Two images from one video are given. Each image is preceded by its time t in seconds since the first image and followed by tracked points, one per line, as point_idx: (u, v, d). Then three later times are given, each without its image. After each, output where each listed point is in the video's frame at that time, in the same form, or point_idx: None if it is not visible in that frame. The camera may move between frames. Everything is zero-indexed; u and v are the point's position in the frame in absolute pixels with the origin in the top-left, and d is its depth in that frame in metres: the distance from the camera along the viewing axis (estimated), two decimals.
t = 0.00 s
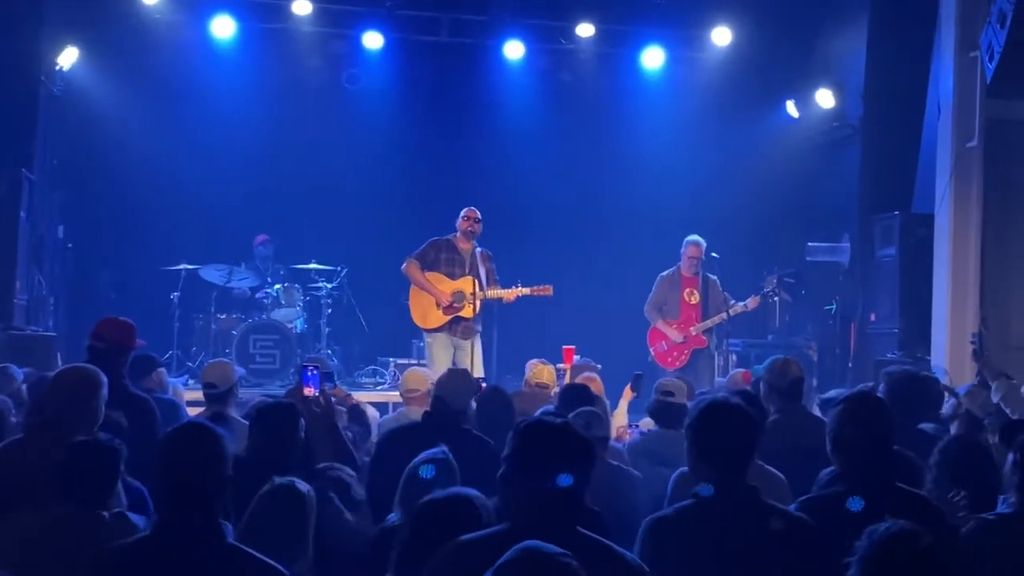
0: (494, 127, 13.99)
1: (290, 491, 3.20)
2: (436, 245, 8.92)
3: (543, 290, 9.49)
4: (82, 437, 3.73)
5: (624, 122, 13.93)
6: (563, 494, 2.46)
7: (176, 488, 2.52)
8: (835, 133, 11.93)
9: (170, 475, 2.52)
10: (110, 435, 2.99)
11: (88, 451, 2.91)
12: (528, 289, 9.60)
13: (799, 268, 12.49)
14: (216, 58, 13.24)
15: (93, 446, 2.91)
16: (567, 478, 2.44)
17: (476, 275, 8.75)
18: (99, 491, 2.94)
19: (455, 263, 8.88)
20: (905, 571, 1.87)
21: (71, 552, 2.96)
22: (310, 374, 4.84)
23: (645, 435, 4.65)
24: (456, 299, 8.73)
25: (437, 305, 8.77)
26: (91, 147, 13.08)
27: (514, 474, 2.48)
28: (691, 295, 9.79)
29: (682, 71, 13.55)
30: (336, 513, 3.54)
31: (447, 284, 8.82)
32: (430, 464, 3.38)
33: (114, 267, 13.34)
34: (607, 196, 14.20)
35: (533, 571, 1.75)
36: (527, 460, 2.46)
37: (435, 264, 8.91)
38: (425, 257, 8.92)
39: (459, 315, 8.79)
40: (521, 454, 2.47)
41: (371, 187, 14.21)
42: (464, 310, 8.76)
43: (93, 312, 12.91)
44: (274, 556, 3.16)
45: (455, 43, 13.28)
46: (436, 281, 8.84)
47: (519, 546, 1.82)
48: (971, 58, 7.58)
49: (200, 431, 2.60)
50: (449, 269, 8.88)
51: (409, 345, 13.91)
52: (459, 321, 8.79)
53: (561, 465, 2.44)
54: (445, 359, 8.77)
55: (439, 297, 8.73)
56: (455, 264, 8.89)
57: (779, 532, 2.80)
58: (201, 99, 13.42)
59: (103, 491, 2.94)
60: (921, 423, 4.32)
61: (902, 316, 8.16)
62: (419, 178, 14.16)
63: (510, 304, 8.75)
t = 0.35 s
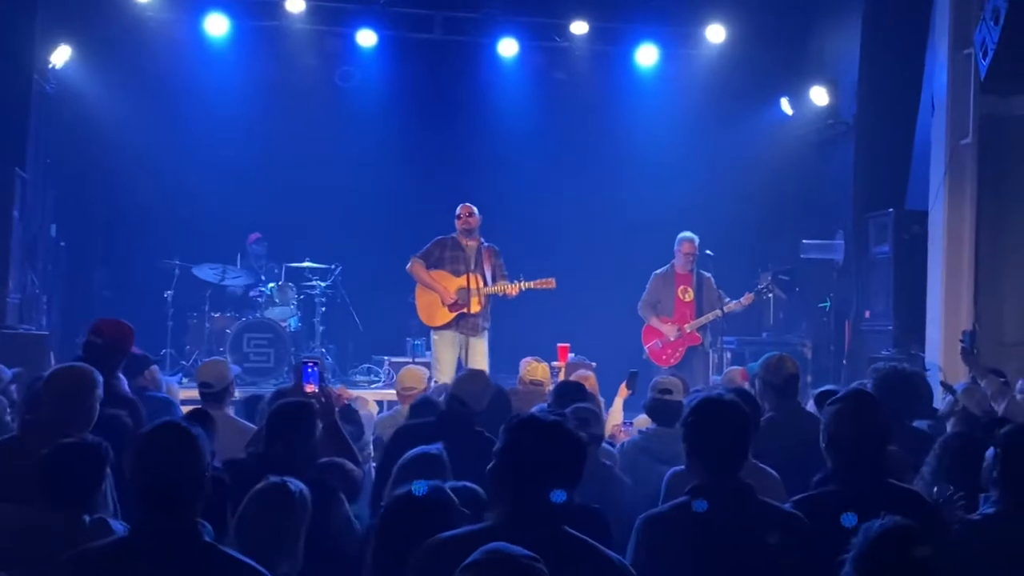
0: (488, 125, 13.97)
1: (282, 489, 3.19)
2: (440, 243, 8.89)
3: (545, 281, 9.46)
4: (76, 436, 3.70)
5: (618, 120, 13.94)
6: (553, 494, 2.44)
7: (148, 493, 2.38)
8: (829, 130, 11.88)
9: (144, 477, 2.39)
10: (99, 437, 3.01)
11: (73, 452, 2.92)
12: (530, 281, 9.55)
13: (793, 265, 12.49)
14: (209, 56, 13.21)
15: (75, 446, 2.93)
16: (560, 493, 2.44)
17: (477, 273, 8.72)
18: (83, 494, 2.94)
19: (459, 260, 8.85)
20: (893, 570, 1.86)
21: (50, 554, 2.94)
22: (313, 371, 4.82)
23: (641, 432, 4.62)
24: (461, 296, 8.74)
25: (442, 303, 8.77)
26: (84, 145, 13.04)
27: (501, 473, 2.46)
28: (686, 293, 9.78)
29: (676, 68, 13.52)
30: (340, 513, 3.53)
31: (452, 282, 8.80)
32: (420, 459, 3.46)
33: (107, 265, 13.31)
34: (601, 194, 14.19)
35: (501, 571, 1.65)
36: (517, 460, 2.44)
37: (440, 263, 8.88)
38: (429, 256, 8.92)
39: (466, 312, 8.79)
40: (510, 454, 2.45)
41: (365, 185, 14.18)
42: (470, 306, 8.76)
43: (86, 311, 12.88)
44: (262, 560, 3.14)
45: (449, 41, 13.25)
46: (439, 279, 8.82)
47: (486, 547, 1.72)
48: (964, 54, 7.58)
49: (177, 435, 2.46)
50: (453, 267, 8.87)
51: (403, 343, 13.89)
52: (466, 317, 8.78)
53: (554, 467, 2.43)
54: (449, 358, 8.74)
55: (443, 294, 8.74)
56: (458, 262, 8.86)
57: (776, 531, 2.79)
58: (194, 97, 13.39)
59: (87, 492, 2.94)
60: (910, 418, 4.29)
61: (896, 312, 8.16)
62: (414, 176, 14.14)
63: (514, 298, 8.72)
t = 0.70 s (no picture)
0: (484, 124, 13.97)
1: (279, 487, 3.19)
2: (444, 246, 8.90)
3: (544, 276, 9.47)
4: (68, 434, 3.73)
5: (613, 118, 13.94)
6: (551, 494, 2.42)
7: (137, 491, 2.39)
8: (826, 129, 11.93)
9: (134, 474, 2.39)
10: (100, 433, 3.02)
11: (76, 449, 2.94)
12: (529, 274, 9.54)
13: (789, 264, 12.52)
14: (205, 55, 13.21)
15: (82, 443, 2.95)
16: (537, 498, 2.41)
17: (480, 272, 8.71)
18: (85, 491, 2.95)
19: (462, 260, 8.83)
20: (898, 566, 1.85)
21: (49, 552, 2.92)
22: (315, 368, 4.77)
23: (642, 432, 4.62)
24: (465, 295, 8.75)
25: (448, 304, 8.80)
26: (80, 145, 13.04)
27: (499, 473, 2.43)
28: (682, 291, 9.79)
29: (672, 67, 13.55)
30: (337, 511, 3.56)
31: (455, 283, 8.83)
32: (410, 457, 3.47)
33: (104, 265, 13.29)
34: (597, 193, 14.20)
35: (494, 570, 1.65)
36: (515, 461, 2.42)
37: (444, 265, 8.91)
38: (434, 259, 8.94)
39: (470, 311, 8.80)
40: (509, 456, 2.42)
41: (360, 184, 14.18)
42: (475, 304, 8.75)
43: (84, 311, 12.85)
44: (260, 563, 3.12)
45: (445, 40, 13.26)
46: (445, 281, 8.86)
47: (474, 548, 1.71)
48: (961, 53, 7.61)
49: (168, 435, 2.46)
50: (457, 268, 8.87)
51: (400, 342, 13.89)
52: (473, 315, 8.77)
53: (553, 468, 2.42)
54: (457, 358, 8.77)
55: (446, 295, 8.76)
56: (461, 263, 8.86)
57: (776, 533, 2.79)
58: (190, 96, 13.38)
59: (91, 489, 2.96)
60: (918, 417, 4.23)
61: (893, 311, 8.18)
62: (409, 175, 14.13)
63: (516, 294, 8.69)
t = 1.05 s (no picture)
0: (484, 125, 13.97)
1: (280, 494, 3.19)
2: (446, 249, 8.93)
3: (539, 272, 9.48)
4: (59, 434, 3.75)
5: (613, 119, 13.94)
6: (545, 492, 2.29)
7: (142, 492, 2.38)
8: (825, 129, 11.94)
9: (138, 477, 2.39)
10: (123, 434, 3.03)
11: (88, 450, 2.94)
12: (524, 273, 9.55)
13: (788, 264, 12.54)
14: (204, 57, 13.20)
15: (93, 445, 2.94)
16: (515, 483, 2.31)
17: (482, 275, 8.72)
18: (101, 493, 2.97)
19: (465, 263, 8.86)
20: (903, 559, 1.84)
21: (62, 552, 2.94)
22: (315, 367, 4.74)
23: (647, 434, 4.66)
24: (465, 296, 8.75)
25: (450, 306, 8.82)
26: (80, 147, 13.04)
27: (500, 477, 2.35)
28: (682, 292, 9.79)
29: (671, 68, 13.55)
30: (335, 509, 3.59)
31: (456, 284, 8.85)
32: (409, 459, 3.48)
33: (104, 267, 13.29)
34: (596, 194, 14.21)
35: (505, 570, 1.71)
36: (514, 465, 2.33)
37: (447, 268, 8.93)
38: (437, 264, 8.97)
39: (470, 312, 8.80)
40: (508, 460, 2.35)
41: (360, 185, 14.18)
42: (475, 305, 8.74)
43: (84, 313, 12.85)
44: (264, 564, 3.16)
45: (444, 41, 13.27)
46: (445, 283, 8.88)
47: (489, 549, 1.77)
48: (959, 54, 7.61)
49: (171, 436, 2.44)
50: (460, 271, 8.88)
51: (400, 344, 13.90)
52: (474, 317, 8.78)
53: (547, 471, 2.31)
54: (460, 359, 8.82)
55: (449, 297, 8.78)
56: (463, 264, 8.86)
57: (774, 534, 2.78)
58: (190, 97, 13.37)
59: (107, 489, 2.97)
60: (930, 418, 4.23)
61: (892, 312, 8.19)
62: (409, 176, 14.13)
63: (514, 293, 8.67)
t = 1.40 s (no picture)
0: (487, 127, 13.96)
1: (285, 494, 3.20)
2: (449, 250, 8.91)
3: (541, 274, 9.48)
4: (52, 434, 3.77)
5: (616, 121, 13.93)
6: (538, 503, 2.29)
7: (162, 498, 2.35)
8: (829, 131, 11.93)
9: (158, 487, 2.35)
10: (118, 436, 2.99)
11: (84, 455, 2.90)
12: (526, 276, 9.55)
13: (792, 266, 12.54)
14: (207, 60, 13.21)
15: (88, 448, 2.90)
16: (512, 503, 2.31)
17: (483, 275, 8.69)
18: (102, 495, 2.94)
19: (465, 264, 8.84)
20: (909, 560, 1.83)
21: (68, 556, 2.94)
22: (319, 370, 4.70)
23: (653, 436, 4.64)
24: (466, 298, 8.76)
25: (450, 307, 8.81)
26: (83, 149, 13.05)
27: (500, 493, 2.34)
28: (686, 294, 9.78)
29: (674, 70, 13.53)
30: (338, 510, 3.64)
31: (456, 285, 8.83)
32: (409, 461, 3.45)
33: (108, 270, 13.29)
34: (600, 196, 14.20)
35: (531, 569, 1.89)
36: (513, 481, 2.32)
37: (448, 270, 8.91)
38: (437, 265, 8.95)
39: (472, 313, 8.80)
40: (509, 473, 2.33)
41: (363, 188, 14.17)
42: (476, 306, 8.75)
43: (87, 316, 12.85)
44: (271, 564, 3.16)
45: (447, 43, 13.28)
46: (446, 283, 8.86)
47: (520, 550, 1.94)
48: (963, 55, 7.59)
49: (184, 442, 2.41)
50: (460, 271, 8.87)
51: (404, 346, 13.89)
52: (475, 318, 8.79)
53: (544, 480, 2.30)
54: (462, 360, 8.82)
55: (449, 298, 8.77)
56: (465, 266, 8.84)
57: (774, 535, 2.77)
58: (193, 100, 13.37)
59: (109, 491, 2.94)
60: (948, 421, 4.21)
61: (896, 313, 8.17)
62: (413, 178, 14.12)
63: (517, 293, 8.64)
